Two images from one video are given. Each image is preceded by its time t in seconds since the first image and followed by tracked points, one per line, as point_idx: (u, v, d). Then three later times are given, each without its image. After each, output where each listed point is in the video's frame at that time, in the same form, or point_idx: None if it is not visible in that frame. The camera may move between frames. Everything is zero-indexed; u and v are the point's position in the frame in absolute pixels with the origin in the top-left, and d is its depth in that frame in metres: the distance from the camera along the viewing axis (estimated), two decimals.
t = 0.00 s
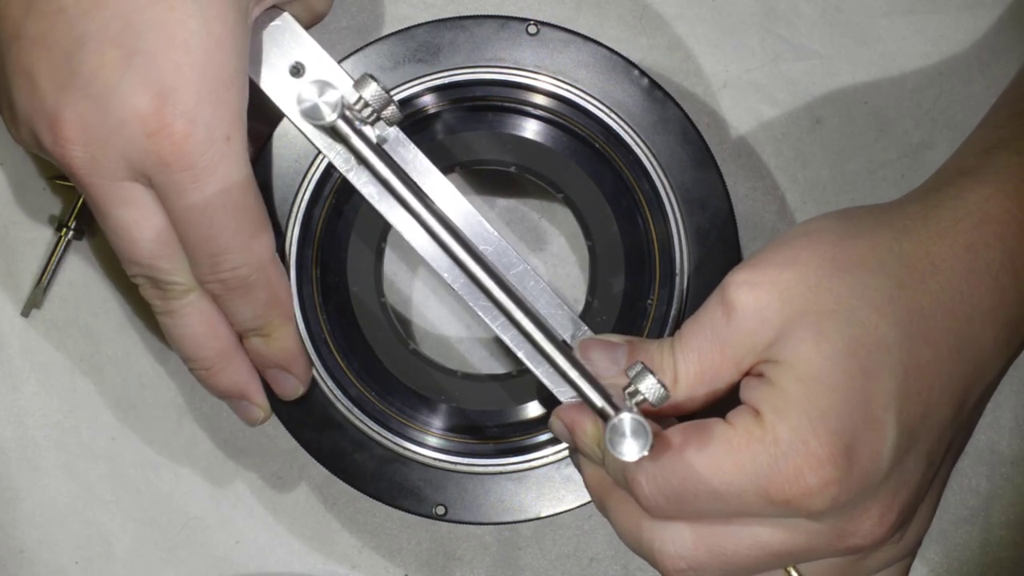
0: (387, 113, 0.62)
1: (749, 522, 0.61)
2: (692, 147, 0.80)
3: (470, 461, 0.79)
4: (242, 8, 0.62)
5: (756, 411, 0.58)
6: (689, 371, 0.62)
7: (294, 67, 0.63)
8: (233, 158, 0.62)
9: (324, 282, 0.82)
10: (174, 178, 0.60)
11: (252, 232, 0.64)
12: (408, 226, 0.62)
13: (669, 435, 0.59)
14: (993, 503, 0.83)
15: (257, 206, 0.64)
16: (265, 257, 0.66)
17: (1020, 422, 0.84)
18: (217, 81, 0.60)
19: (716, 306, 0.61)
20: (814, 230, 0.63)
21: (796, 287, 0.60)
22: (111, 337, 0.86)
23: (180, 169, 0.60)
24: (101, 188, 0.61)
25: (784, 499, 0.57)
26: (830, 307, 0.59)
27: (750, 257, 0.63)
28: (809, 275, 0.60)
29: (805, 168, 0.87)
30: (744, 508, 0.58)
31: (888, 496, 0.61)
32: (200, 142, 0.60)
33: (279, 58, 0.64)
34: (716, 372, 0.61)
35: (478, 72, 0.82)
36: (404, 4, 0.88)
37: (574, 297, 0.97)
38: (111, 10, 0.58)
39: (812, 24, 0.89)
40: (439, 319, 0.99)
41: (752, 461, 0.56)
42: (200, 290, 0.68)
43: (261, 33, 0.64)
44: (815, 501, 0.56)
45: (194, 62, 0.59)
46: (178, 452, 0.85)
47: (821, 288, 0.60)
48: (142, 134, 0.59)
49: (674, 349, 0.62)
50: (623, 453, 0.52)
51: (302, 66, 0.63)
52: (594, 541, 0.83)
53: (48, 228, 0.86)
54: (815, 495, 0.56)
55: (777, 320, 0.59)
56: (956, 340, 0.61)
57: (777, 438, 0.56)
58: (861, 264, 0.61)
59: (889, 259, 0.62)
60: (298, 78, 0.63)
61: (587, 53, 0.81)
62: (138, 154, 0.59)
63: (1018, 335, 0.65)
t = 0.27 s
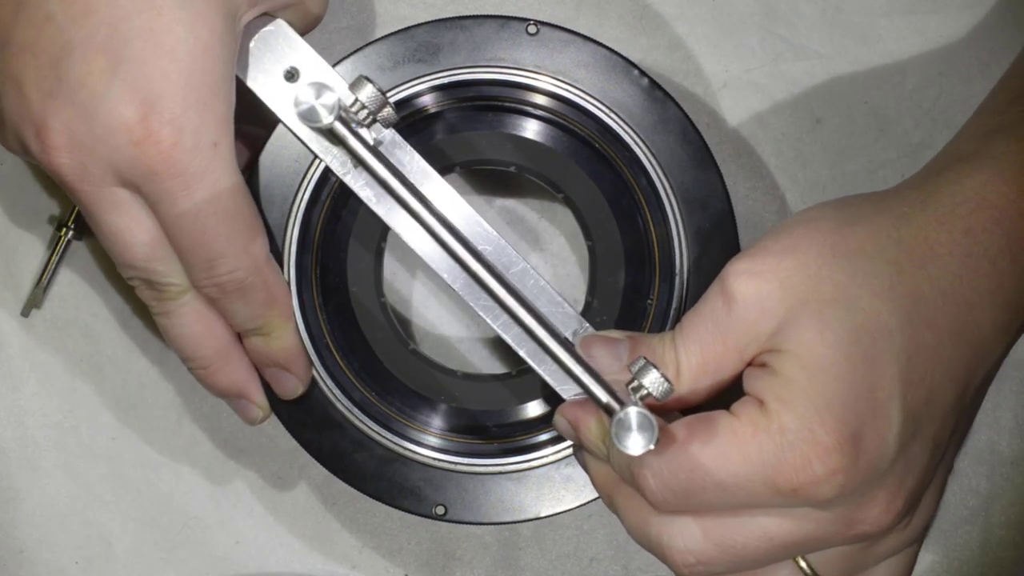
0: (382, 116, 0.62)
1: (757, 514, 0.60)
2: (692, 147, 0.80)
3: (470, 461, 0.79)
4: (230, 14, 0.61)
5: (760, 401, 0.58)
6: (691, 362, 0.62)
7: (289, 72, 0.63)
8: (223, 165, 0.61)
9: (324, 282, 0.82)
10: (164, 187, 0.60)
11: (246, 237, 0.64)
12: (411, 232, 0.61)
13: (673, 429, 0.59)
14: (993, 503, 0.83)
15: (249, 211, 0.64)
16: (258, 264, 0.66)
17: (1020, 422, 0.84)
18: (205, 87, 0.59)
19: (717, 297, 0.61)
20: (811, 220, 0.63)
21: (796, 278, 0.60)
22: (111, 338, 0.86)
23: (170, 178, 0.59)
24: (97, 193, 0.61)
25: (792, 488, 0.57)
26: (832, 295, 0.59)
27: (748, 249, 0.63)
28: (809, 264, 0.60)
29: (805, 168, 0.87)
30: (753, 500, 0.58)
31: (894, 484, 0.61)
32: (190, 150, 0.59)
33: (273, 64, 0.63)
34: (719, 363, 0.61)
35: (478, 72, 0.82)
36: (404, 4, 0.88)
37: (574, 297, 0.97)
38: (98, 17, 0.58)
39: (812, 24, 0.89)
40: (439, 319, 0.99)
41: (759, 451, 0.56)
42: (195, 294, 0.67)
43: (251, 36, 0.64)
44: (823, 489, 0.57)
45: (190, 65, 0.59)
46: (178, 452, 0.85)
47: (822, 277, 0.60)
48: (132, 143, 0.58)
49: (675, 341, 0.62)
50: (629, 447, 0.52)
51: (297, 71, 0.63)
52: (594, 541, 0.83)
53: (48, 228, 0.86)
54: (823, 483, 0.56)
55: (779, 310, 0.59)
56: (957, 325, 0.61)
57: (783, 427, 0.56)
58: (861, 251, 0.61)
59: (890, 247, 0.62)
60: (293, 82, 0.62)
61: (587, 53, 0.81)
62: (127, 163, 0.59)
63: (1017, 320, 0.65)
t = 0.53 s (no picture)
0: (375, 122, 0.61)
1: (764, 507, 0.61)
2: (692, 146, 0.80)
3: (471, 461, 0.79)
4: (219, 23, 0.60)
5: (763, 394, 0.58)
6: (693, 356, 0.61)
7: (281, 81, 0.62)
8: (214, 174, 0.60)
9: (324, 282, 0.82)
10: (155, 198, 0.58)
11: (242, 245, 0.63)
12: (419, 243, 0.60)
13: (676, 425, 0.59)
14: (993, 503, 0.83)
15: (242, 219, 0.63)
16: (253, 272, 0.65)
17: (1019, 422, 0.84)
18: (193, 96, 0.58)
19: (716, 289, 0.61)
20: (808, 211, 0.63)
21: (795, 269, 0.60)
22: (111, 338, 0.86)
23: (160, 188, 0.58)
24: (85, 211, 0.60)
25: (797, 480, 0.57)
26: (832, 285, 0.59)
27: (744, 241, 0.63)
28: (807, 255, 0.60)
29: (805, 168, 0.86)
30: (760, 493, 0.58)
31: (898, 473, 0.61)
32: (179, 159, 0.58)
33: (265, 74, 0.62)
34: (721, 356, 0.61)
35: (477, 72, 0.82)
36: (404, 5, 0.88)
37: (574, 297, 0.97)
38: (87, 28, 0.57)
39: (812, 24, 0.89)
40: (439, 319, 0.99)
41: (763, 445, 0.56)
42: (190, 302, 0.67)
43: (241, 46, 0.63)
44: (829, 481, 0.57)
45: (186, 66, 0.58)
46: (178, 452, 0.85)
47: (821, 268, 0.60)
48: (121, 154, 0.57)
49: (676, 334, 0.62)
50: (631, 446, 0.53)
51: (289, 79, 0.62)
52: (594, 541, 0.83)
53: (48, 228, 0.86)
54: (828, 474, 0.56)
55: (779, 301, 0.59)
56: (959, 311, 0.61)
57: (787, 421, 0.57)
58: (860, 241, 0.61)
59: (889, 236, 0.62)
60: (285, 91, 0.61)
61: (587, 53, 0.81)
62: (116, 174, 0.58)
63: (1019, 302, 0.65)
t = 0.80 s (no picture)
0: (375, 118, 0.59)
1: (779, 489, 0.61)
2: (691, 143, 0.80)
3: (476, 461, 0.79)
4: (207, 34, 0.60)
5: (773, 377, 0.58)
6: (701, 341, 0.62)
7: (275, 88, 0.60)
8: (205, 185, 0.60)
9: (325, 283, 0.83)
10: (144, 210, 0.58)
11: (237, 253, 0.63)
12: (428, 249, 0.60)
13: (692, 409, 0.59)
14: (993, 503, 0.83)
15: (235, 228, 0.63)
16: (248, 281, 0.64)
17: (1019, 422, 0.84)
18: (181, 108, 0.58)
19: (721, 275, 0.62)
20: (807, 193, 0.64)
21: (799, 251, 0.61)
22: (111, 338, 0.86)
23: (150, 200, 0.58)
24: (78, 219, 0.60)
25: (810, 462, 0.57)
26: (836, 266, 0.60)
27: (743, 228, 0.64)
28: (810, 236, 0.61)
29: (806, 168, 0.86)
30: (774, 477, 0.58)
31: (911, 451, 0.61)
32: (168, 171, 0.58)
33: (258, 83, 0.61)
34: (730, 341, 0.62)
35: (475, 72, 0.82)
36: (404, 5, 0.88)
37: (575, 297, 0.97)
38: (75, 43, 0.57)
39: (812, 25, 0.89)
40: (440, 320, 0.99)
41: (775, 428, 0.57)
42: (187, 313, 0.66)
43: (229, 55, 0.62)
44: (842, 461, 0.57)
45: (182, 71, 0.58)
46: (177, 452, 0.85)
47: (824, 250, 0.60)
48: (110, 167, 0.57)
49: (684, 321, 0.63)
50: (655, 415, 0.52)
51: (283, 87, 0.60)
52: (594, 541, 0.83)
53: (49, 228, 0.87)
54: (842, 455, 0.57)
55: (784, 283, 0.60)
56: (964, 284, 0.62)
57: (798, 403, 0.57)
58: (862, 220, 0.62)
59: (891, 213, 0.62)
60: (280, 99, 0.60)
61: (585, 52, 0.81)
62: (105, 188, 0.58)
63: None
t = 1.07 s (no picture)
0: (369, 120, 0.58)
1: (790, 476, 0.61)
2: (691, 141, 0.80)
3: (478, 461, 0.79)
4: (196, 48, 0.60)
5: (777, 362, 0.59)
6: (705, 329, 0.63)
7: (268, 97, 0.61)
8: (195, 200, 0.60)
9: (325, 284, 0.82)
10: (135, 228, 0.58)
11: (232, 260, 0.63)
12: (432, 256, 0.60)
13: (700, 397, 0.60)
14: (994, 503, 0.83)
15: (228, 238, 0.63)
16: (245, 289, 0.64)
17: (1020, 422, 0.84)
18: (169, 124, 0.58)
19: (724, 263, 0.63)
20: (806, 179, 0.64)
21: (800, 235, 0.61)
22: (111, 338, 0.86)
23: (141, 217, 0.58)
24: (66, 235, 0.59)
25: (819, 447, 0.57)
26: (839, 249, 0.60)
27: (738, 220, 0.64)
28: (811, 221, 0.62)
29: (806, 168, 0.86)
30: (783, 462, 0.59)
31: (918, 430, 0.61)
32: (158, 187, 0.58)
33: (250, 92, 0.61)
34: (735, 328, 0.62)
35: (473, 72, 0.82)
36: (404, 5, 0.88)
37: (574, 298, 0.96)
38: (61, 59, 0.56)
39: (812, 25, 0.89)
40: (440, 319, 0.99)
41: (782, 413, 0.57)
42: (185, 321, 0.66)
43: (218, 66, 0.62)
44: (850, 445, 0.57)
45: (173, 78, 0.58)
46: (177, 453, 0.85)
47: (826, 234, 0.61)
48: (99, 185, 0.57)
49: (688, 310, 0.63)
50: (666, 400, 0.52)
51: (276, 96, 0.61)
52: (594, 541, 0.83)
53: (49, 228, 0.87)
54: (850, 438, 0.57)
55: (786, 268, 0.60)
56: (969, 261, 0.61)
57: (804, 388, 0.57)
58: (861, 202, 0.62)
59: (892, 194, 0.62)
60: (273, 108, 0.61)
61: (584, 51, 0.81)
62: (94, 206, 0.57)
63: None
